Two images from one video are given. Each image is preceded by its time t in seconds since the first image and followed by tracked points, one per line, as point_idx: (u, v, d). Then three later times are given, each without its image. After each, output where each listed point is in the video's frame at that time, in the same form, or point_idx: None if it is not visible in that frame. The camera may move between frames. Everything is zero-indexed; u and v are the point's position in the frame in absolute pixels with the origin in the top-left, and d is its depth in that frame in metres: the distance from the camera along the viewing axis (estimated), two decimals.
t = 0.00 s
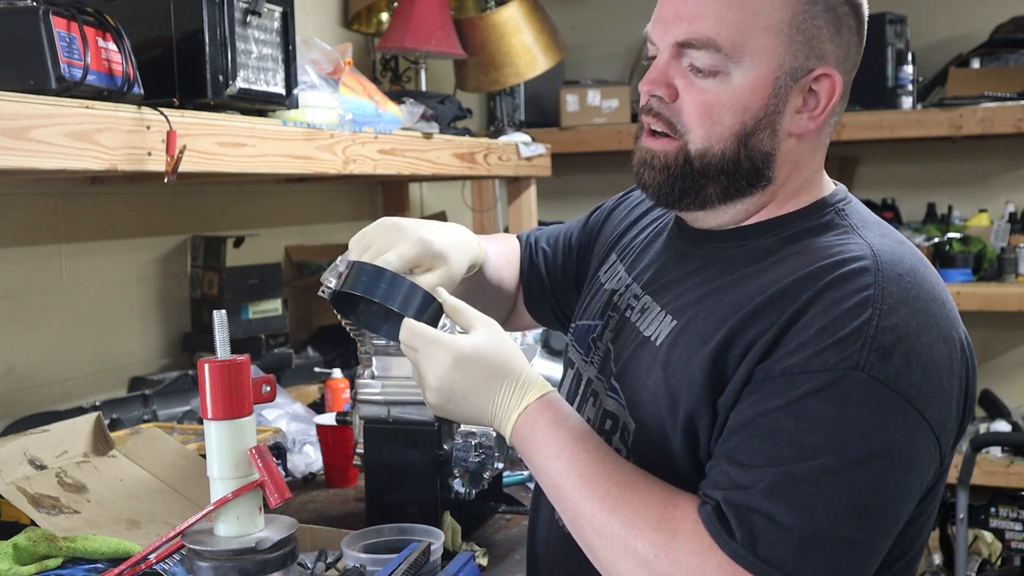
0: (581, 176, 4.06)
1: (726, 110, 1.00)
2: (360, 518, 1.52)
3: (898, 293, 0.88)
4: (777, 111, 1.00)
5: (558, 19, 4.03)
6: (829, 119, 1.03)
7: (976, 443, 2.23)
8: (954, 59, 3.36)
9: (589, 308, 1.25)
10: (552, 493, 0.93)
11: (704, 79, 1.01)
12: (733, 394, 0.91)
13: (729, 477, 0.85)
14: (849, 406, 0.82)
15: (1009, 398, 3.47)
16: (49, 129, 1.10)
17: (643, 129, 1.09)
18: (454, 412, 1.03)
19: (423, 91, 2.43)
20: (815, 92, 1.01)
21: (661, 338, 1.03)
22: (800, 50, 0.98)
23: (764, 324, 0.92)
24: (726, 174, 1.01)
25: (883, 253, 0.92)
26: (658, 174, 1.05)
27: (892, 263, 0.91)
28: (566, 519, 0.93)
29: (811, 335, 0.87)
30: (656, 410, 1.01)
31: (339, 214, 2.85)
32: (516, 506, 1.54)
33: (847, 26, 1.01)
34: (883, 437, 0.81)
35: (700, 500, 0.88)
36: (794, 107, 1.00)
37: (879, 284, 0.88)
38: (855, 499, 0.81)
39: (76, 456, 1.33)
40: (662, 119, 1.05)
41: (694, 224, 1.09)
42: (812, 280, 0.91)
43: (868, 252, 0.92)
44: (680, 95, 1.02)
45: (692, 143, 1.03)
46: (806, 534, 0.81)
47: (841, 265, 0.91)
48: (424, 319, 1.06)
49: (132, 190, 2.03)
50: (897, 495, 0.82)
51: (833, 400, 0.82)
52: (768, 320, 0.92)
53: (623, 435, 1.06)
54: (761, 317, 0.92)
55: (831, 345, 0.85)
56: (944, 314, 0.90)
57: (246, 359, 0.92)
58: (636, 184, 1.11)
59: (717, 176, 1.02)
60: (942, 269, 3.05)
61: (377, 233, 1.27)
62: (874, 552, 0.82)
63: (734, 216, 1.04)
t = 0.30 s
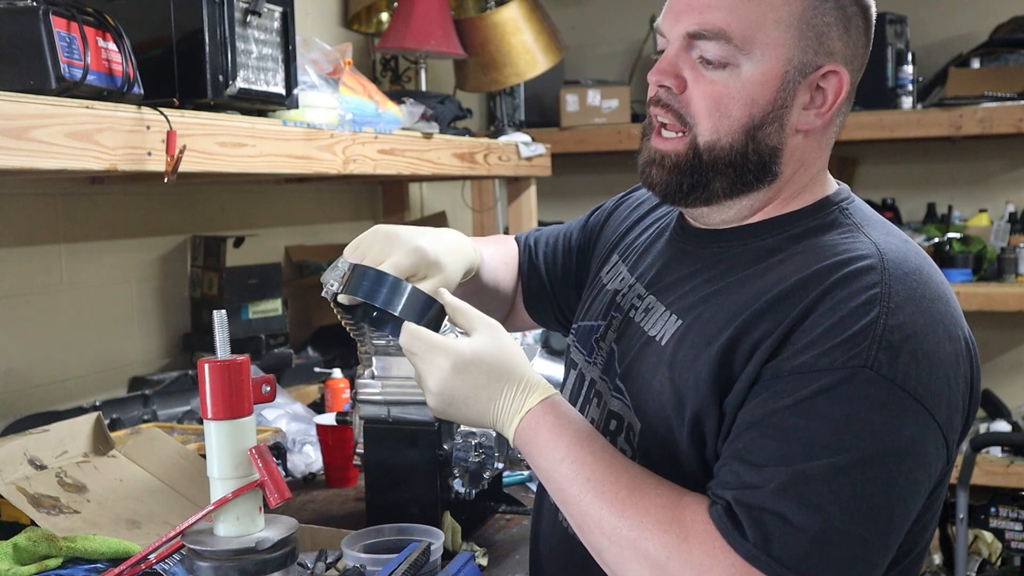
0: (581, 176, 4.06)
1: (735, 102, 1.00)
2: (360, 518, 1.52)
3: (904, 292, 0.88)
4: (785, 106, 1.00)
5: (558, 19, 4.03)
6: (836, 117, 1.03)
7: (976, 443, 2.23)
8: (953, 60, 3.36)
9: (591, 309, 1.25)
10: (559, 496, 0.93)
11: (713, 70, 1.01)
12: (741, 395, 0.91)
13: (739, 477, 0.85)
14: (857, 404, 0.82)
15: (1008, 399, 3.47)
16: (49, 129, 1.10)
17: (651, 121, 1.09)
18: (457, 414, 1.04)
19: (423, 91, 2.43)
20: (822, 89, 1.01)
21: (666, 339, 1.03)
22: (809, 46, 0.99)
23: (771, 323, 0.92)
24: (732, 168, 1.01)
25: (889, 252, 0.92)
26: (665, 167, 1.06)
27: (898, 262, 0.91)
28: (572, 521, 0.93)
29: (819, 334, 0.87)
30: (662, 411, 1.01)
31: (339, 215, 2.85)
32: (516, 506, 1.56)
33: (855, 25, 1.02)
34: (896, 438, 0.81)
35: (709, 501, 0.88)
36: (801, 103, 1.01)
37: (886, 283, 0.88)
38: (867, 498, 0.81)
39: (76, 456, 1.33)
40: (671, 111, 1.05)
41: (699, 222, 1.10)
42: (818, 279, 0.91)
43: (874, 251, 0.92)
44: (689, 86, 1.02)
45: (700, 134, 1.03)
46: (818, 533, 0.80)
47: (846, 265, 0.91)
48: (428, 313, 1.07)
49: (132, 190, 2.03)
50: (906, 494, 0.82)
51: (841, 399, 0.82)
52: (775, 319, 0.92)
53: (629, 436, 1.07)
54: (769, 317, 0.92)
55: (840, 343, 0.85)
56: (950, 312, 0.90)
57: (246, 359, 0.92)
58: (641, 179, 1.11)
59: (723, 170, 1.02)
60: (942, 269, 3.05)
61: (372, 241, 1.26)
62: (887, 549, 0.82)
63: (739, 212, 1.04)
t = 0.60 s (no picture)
0: (581, 176, 4.06)
1: (732, 101, 1.00)
2: (360, 518, 1.52)
3: (906, 289, 0.88)
4: (783, 103, 1.00)
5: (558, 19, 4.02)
6: (835, 113, 1.03)
7: (976, 443, 2.23)
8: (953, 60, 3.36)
9: (595, 308, 1.26)
10: (559, 499, 0.93)
11: (709, 71, 1.01)
12: (743, 394, 0.91)
13: (742, 476, 0.85)
14: (860, 401, 0.82)
15: (1008, 399, 3.47)
16: (49, 129, 1.10)
17: (649, 123, 1.09)
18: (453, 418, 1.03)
19: (422, 91, 2.43)
20: (819, 85, 1.01)
21: (668, 338, 1.03)
22: (804, 42, 0.99)
23: (773, 322, 0.92)
24: (732, 168, 1.01)
25: (890, 250, 0.92)
26: (664, 170, 1.06)
27: (899, 259, 0.91)
28: (573, 525, 0.93)
29: (820, 332, 0.87)
30: (664, 410, 1.01)
31: (339, 215, 2.85)
32: (516, 506, 1.56)
33: (850, 21, 1.02)
34: (899, 436, 0.81)
35: (712, 501, 0.88)
36: (799, 99, 1.01)
37: (887, 281, 0.88)
38: (870, 497, 0.81)
39: (76, 456, 1.33)
40: (668, 113, 1.05)
41: (700, 222, 1.10)
42: (819, 278, 0.91)
43: (875, 249, 0.92)
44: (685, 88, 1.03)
45: (697, 135, 1.03)
46: (821, 531, 0.81)
47: (847, 264, 0.91)
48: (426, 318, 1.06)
49: (132, 190, 2.03)
50: (909, 492, 0.82)
51: (844, 397, 0.82)
52: (777, 318, 0.92)
53: (632, 435, 1.07)
54: (771, 316, 0.92)
55: (842, 342, 0.85)
56: (952, 310, 0.90)
57: (246, 359, 0.92)
58: (641, 178, 1.11)
59: (723, 168, 1.02)
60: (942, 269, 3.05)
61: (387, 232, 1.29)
62: (889, 548, 0.82)
63: (740, 211, 1.04)
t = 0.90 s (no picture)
0: (581, 176, 4.07)
1: (727, 103, 1.00)
2: (360, 518, 1.52)
3: (912, 298, 0.88)
4: (777, 101, 1.00)
5: (558, 19, 4.02)
6: (831, 107, 1.03)
7: (976, 444, 2.23)
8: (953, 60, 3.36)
9: (597, 312, 1.26)
10: (578, 522, 0.93)
11: (703, 73, 1.01)
12: (750, 406, 0.91)
13: (756, 495, 0.85)
14: (872, 415, 0.82)
15: (1008, 399, 3.47)
16: (49, 129, 1.10)
17: (643, 130, 1.09)
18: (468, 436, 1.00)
19: (422, 91, 2.43)
20: (813, 80, 1.01)
21: (672, 346, 1.03)
22: (795, 38, 0.99)
23: (778, 334, 0.92)
24: (732, 169, 1.01)
25: (894, 257, 0.92)
26: (662, 175, 1.05)
27: (904, 267, 0.91)
28: (590, 547, 0.93)
29: (828, 345, 0.87)
30: (668, 417, 1.01)
31: (339, 215, 2.85)
32: (516, 506, 1.55)
33: (839, 14, 1.02)
34: (911, 452, 0.81)
35: (727, 521, 0.89)
36: (794, 97, 1.01)
37: (893, 290, 0.88)
38: (885, 513, 0.81)
39: (76, 456, 1.33)
40: (663, 118, 1.05)
41: (702, 226, 1.09)
42: (824, 288, 0.91)
43: (880, 257, 0.92)
44: (679, 92, 1.03)
45: (694, 138, 1.03)
46: (840, 551, 0.80)
47: (851, 274, 0.91)
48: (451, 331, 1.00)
49: (131, 190, 2.03)
50: (924, 502, 0.82)
51: (856, 411, 0.82)
52: (784, 329, 0.91)
53: (637, 442, 1.06)
54: (777, 326, 0.92)
55: (851, 354, 0.85)
56: (956, 316, 0.90)
57: (246, 358, 0.92)
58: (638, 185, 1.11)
59: (722, 171, 1.02)
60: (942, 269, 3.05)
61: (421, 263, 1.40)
62: (906, 564, 0.82)
63: (742, 213, 1.04)
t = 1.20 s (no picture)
0: (581, 176, 4.07)
1: (675, 102, 1.02)
2: (360, 518, 1.52)
3: (906, 287, 0.88)
4: (727, 90, 1.00)
5: (558, 19, 4.03)
6: (789, 87, 1.01)
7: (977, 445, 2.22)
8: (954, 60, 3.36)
9: (597, 318, 1.25)
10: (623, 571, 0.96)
11: (648, 77, 1.04)
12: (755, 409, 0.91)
13: (784, 509, 0.85)
14: (886, 412, 0.82)
15: (1008, 399, 3.47)
16: (50, 129, 1.10)
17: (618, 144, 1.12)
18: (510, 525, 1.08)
19: (422, 91, 2.43)
20: (763, 64, 1.00)
21: (668, 347, 1.03)
22: (733, 26, 0.99)
23: (772, 330, 0.92)
24: (694, 164, 1.02)
25: (884, 246, 0.92)
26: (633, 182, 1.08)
27: (894, 256, 0.91)
28: None
29: (826, 342, 0.86)
30: (667, 420, 1.01)
31: (339, 215, 2.85)
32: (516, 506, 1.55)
33: None
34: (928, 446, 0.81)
35: (760, 541, 0.88)
36: (745, 83, 1.00)
37: (887, 281, 0.88)
38: (914, 507, 0.81)
39: (76, 456, 1.33)
40: (626, 127, 1.08)
41: (684, 225, 1.10)
42: (817, 283, 0.91)
43: (870, 248, 0.92)
44: (631, 100, 1.05)
45: (652, 140, 1.05)
46: (874, 553, 0.81)
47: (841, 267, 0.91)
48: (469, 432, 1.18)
49: (131, 190, 2.03)
50: (950, 488, 0.82)
51: (869, 409, 0.82)
52: (781, 328, 0.91)
53: (641, 446, 1.06)
54: (773, 324, 0.92)
55: (851, 350, 0.84)
56: (949, 300, 0.91)
57: (246, 359, 0.92)
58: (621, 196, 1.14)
59: (687, 168, 1.03)
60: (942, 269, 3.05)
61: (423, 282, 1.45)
62: (940, 550, 0.83)
63: (718, 207, 1.04)
